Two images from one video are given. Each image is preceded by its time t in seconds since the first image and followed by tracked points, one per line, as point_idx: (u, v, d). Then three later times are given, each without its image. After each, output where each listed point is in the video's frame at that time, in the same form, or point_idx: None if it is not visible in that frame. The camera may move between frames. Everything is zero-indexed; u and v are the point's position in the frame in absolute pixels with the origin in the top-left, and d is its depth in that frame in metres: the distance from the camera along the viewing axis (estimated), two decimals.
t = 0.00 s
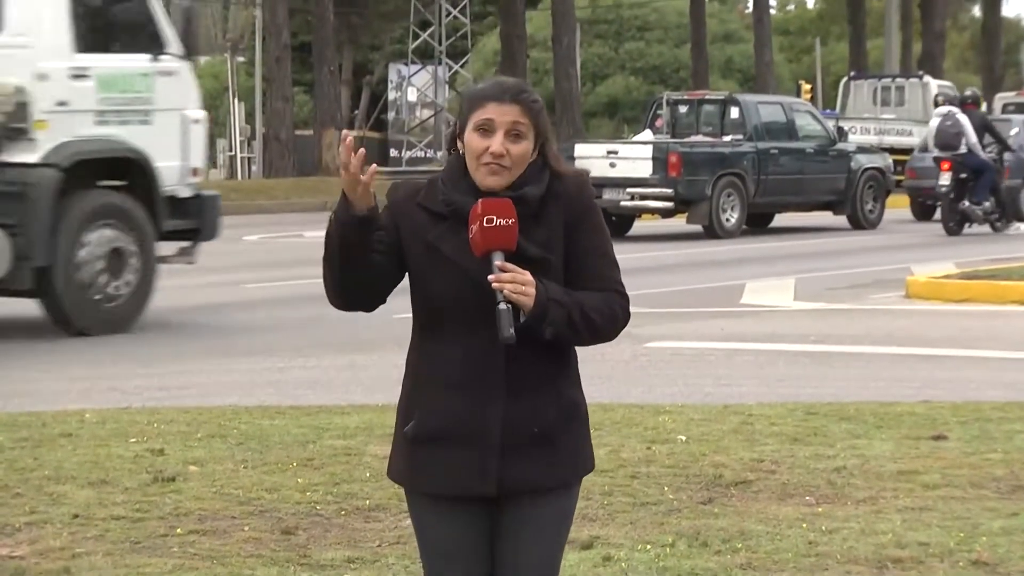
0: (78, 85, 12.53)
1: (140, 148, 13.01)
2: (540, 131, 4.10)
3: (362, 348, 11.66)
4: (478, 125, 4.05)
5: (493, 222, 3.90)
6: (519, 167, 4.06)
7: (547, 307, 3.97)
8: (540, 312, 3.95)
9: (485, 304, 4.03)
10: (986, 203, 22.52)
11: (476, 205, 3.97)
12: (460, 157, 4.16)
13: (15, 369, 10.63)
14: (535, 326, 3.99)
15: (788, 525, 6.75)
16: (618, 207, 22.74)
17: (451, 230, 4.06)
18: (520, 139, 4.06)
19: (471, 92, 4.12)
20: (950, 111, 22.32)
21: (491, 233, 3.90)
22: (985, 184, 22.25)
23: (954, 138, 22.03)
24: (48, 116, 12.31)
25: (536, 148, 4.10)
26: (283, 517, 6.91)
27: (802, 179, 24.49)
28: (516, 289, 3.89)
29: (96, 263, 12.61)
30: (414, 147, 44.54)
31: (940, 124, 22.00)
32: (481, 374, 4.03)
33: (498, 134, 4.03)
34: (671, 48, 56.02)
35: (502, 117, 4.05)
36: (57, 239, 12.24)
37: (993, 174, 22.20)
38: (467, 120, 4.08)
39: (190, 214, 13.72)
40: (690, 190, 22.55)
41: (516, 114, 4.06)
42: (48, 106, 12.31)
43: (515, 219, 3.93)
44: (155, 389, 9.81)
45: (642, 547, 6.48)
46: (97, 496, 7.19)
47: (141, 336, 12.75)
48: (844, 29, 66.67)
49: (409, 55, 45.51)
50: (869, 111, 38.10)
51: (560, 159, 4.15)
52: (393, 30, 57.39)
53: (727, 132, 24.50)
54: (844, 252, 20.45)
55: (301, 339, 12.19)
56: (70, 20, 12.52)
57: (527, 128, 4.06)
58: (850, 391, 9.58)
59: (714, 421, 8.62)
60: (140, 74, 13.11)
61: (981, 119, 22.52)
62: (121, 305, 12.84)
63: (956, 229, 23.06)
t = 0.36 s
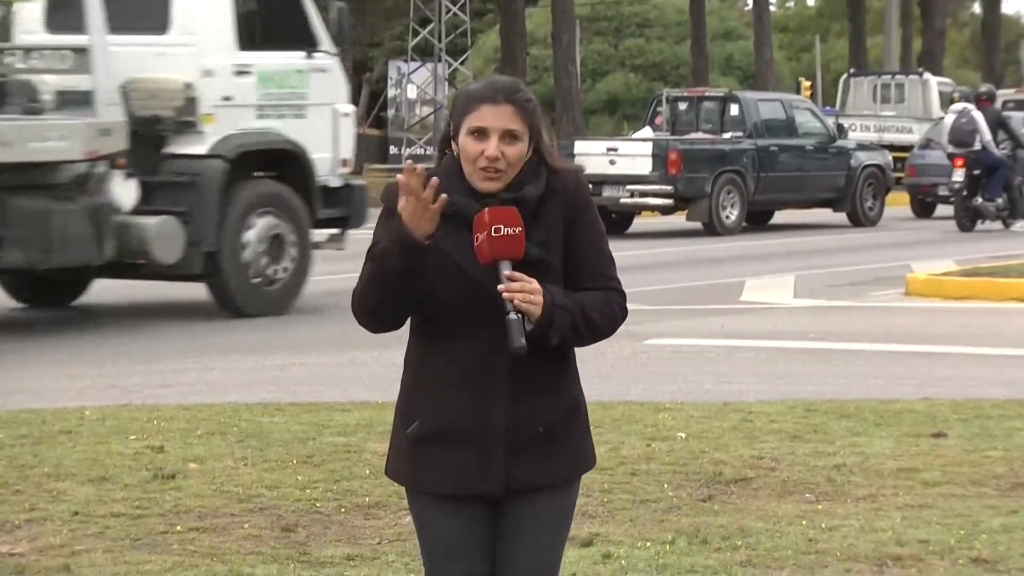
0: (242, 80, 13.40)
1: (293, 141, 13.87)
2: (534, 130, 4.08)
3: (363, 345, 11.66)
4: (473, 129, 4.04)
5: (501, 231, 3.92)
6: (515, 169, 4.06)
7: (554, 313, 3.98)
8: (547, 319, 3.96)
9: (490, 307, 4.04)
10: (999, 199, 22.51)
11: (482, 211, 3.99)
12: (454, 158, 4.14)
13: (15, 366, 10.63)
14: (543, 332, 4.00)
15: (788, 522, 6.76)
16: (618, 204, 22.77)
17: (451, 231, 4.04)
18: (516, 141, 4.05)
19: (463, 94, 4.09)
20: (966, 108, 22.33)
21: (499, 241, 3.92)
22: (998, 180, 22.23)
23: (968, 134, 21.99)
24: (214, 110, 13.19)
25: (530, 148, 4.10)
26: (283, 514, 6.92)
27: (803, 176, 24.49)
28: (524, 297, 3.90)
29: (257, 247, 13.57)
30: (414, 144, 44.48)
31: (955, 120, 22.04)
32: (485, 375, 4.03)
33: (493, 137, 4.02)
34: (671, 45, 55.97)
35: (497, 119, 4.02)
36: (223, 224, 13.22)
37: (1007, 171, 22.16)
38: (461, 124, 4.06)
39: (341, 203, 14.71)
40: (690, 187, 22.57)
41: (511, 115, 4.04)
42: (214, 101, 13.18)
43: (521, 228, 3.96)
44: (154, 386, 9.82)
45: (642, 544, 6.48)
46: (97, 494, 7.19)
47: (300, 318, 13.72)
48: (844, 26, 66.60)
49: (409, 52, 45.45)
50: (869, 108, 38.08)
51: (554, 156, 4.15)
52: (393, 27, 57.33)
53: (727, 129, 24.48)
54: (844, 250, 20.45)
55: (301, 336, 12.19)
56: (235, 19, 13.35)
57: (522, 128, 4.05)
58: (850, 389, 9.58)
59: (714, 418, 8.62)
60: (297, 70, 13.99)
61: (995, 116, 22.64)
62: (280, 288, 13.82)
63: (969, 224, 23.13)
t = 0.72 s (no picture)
0: (378, 78, 14.67)
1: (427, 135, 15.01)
2: (536, 126, 4.08)
3: (363, 344, 11.66)
4: (474, 123, 4.03)
5: (506, 228, 3.91)
6: (516, 163, 4.04)
7: (557, 313, 4.00)
8: (550, 316, 3.98)
9: (493, 307, 4.03)
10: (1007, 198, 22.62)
11: (485, 207, 3.97)
12: (455, 156, 4.12)
13: (16, 364, 10.63)
14: (547, 331, 4.01)
15: (788, 522, 6.76)
16: (618, 203, 22.76)
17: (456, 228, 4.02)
18: (517, 136, 4.04)
19: (463, 90, 4.08)
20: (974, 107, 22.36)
21: (505, 238, 3.90)
22: (1007, 180, 22.36)
23: (977, 133, 22.01)
24: (352, 107, 14.45)
25: (532, 144, 4.09)
26: (283, 514, 6.92)
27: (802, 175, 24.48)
28: (528, 297, 3.90)
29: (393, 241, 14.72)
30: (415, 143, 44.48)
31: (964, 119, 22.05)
32: (486, 375, 4.03)
33: (494, 132, 4.01)
34: (671, 43, 55.98)
35: (498, 114, 4.02)
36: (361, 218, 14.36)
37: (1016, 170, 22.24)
38: (462, 120, 4.06)
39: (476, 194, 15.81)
40: (690, 186, 22.59)
41: (514, 111, 4.04)
42: (353, 98, 14.46)
43: (526, 225, 3.94)
44: (153, 385, 9.82)
45: (642, 543, 6.48)
46: (97, 493, 7.19)
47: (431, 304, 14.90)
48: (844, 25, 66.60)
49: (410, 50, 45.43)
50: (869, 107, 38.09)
51: (556, 154, 4.15)
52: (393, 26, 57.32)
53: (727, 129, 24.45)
54: (844, 249, 20.44)
55: (302, 335, 12.18)
56: (373, 21, 14.71)
57: (524, 123, 4.04)
58: (850, 388, 9.58)
59: (714, 418, 8.62)
60: (428, 68, 15.18)
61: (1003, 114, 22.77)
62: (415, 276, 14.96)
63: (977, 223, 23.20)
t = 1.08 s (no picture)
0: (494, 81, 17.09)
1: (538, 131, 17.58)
2: (548, 128, 4.08)
3: (366, 348, 11.67)
4: (488, 120, 4.03)
5: (515, 224, 3.92)
6: (528, 163, 4.04)
7: (565, 312, 4.00)
8: (557, 314, 3.97)
9: (498, 310, 4.04)
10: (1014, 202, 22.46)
11: (494, 205, 3.98)
12: (468, 155, 4.12)
13: (18, 368, 10.64)
14: (554, 331, 4.01)
15: (791, 526, 6.75)
16: (621, 207, 22.76)
17: (458, 232, 4.03)
18: (530, 135, 4.04)
19: (478, 87, 4.09)
20: (982, 111, 22.39)
21: (515, 234, 3.92)
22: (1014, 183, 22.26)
23: (984, 137, 22.05)
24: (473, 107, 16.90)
25: (544, 144, 4.09)
26: (286, 518, 6.92)
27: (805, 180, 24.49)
28: (537, 294, 3.91)
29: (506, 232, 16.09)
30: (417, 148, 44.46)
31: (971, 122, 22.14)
32: (492, 379, 4.03)
33: (509, 129, 4.01)
34: (674, 48, 56.00)
35: (512, 112, 4.02)
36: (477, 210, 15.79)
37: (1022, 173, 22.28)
38: (476, 117, 4.06)
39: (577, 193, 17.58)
40: (694, 190, 22.57)
41: (528, 110, 4.04)
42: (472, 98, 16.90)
43: (535, 222, 3.95)
44: (155, 389, 9.82)
45: (645, 548, 6.48)
46: (99, 497, 7.19)
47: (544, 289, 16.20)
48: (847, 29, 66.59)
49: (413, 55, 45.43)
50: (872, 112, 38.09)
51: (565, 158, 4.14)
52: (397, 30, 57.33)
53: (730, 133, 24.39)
54: (847, 253, 20.43)
55: (305, 339, 12.19)
56: (487, 33, 17.11)
57: (537, 122, 4.04)
58: (852, 392, 9.59)
59: (717, 422, 8.61)
60: (538, 72, 17.59)
61: (1011, 118, 22.87)
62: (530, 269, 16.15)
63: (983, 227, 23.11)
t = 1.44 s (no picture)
0: (592, 87, 16.80)
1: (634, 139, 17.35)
2: (551, 136, 4.09)
3: (367, 355, 11.68)
4: (490, 130, 4.03)
5: (520, 227, 3.94)
6: (531, 171, 4.05)
7: (570, 316, 4.01)
8: (561, 318, 3.99)
9: (501, 315, 4.04)
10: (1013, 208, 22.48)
11: (498, 211, 3.99)
12: (471, 163, 4.13)
13: (21, 375, 10.66)
14: (559, 336, 4.02)
15: (793, 532, 6.76)
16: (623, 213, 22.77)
17: (461, 238, 4.04)
18: (532, 143, 4.04)
19: (480, 96, 4.09)
20: (981, 118, 22.33)
21: (522, 237, 3.94)
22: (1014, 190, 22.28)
23: (983, 145, 22.02)
24: (571, 114, 16.58)
25: (546, 152, 4.09)
26: (288, 524, 6.92)
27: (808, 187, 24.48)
28: (543, 299, 3.92)
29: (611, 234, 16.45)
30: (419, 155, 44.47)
31: (970, 131, 22.10)
32: (495, 384, 4.04)
33: (512, 139, 4.02)
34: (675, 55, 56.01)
35: (515, 121, 4.03)
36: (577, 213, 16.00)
37: (1020, 180, 22.27)
38: (478, 127, 4.06)
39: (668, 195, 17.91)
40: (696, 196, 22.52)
41: (530, 118, 4.04)
42: (570, 106, 16.56)
43: (541, 226, 3.97)
44: (156, 395, 9.83)
45: (648, 555, 6.48)
46: (101, 504, 7.20)
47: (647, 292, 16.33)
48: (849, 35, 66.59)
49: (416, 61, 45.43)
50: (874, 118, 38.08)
51: (568, 166, 4.15)
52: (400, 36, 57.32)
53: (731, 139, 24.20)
54: (849, 260, 20.44)
55: (305, 345, 12.20)
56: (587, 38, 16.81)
57: (539, 131, 4.05)
58: (852, 399, 9.59)
59: (718, 428, 8.62)
60: (633, 79, 17.38)
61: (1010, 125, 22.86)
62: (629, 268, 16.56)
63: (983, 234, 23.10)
